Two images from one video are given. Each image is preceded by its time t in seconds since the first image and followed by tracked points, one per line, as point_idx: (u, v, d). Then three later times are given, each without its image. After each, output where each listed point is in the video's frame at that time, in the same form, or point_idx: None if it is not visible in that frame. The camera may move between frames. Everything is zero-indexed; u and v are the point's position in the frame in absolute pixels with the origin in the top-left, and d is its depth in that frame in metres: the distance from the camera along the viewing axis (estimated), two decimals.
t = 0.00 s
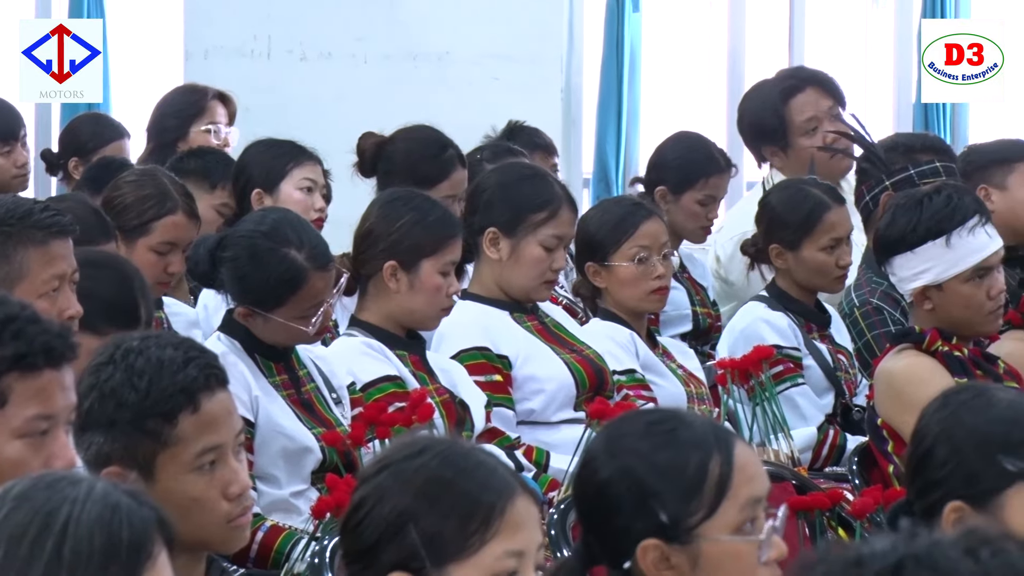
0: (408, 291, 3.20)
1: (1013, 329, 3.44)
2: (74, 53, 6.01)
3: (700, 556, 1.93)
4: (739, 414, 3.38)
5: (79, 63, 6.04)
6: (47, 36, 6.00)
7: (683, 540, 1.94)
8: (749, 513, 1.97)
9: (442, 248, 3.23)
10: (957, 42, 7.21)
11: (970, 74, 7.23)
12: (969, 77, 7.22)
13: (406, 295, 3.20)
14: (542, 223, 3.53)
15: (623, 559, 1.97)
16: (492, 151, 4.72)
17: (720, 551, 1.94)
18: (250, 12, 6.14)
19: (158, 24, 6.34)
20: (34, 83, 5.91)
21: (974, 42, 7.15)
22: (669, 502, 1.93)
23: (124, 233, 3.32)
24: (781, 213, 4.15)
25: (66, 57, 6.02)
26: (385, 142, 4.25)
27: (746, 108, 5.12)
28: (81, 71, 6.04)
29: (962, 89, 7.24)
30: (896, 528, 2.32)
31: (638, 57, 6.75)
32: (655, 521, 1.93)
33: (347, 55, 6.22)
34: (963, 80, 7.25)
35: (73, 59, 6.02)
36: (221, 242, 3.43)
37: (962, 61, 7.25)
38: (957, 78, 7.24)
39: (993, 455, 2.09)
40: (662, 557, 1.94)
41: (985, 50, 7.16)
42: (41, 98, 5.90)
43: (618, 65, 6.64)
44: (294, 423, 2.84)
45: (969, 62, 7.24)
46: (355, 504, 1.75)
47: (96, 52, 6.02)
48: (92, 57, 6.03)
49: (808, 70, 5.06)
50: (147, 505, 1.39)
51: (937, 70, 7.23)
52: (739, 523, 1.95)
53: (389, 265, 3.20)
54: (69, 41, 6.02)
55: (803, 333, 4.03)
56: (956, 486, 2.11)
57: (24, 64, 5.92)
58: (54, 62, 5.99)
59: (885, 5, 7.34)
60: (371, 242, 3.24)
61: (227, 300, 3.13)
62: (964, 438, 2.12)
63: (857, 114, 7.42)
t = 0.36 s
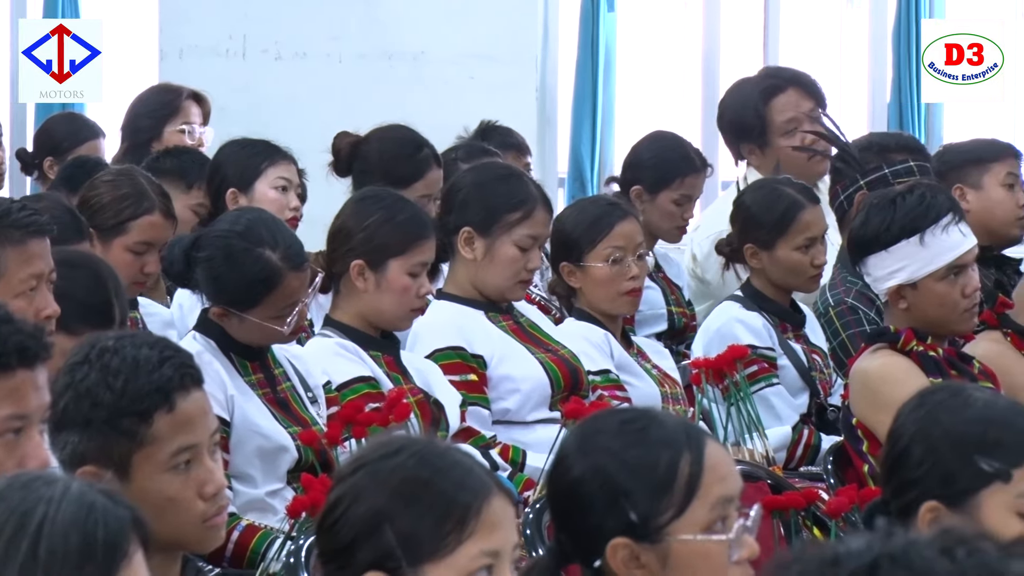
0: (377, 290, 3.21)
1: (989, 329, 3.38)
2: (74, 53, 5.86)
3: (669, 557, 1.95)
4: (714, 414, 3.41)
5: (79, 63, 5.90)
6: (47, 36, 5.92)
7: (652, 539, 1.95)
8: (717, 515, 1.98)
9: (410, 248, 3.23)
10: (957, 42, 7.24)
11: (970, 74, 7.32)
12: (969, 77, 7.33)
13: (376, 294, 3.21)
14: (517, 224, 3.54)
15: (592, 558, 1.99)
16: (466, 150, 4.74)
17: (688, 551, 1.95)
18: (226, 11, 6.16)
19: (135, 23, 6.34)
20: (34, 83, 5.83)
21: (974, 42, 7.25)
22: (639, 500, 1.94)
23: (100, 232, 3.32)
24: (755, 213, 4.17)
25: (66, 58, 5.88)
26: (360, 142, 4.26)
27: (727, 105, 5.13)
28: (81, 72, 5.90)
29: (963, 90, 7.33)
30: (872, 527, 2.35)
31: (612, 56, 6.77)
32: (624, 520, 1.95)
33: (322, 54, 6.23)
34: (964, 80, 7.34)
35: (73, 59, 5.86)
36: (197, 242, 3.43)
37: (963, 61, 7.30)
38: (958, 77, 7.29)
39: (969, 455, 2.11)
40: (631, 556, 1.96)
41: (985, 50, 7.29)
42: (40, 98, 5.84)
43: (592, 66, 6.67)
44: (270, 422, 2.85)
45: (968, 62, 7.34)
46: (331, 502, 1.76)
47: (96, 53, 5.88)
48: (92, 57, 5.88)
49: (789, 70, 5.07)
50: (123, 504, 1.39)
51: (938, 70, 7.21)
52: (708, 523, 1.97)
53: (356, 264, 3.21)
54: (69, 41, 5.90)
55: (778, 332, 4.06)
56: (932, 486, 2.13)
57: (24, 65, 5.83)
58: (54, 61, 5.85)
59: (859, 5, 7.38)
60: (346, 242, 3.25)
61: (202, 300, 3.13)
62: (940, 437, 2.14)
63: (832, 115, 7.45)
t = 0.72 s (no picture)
0: (351, 290, 3.21)
1: (974, 333, 3.36)
2: (73, 53, 5.84)
3: (642, 557, 1.95)
4: (693, 414, 3.40)
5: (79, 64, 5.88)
6: (47, 36, 5.87)
7: (624, 539, 1.95)
8: (691, 514, 1.98)
9: (385, 249, 3.23)
10: (957, 42, 7.43)
11: (970, 74, 7.48)
12: (969, 77, 7.49)
13: (351, 295, 3.21)
14: (496, 224, 3.55)
15: (566, 557, 2.00)
16: (444, 150, 4.74)
17: (660, 551, 1.95)
18: (204, 11, 6.15)
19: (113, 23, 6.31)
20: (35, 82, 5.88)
21: (974, 42, 7.44)
22: (614, 498, 1.95)
23: (78, 231, 3.30)
24: (734, 213, 4.19)
25: (66, 57, 5.86)
26: (340, 141, 4.26)
27: (707, 103, 5.16)
28: (81, 71, 5.87)
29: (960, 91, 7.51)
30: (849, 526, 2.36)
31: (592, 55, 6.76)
32: (599, 518, 1.95)
33: (301, 54, 6.23)
34: (963, 80, 7.49)
35: (73, 59, 5.85)
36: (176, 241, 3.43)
37: (962, 61, 7.46)
38: (958, 77, 7.46)
39: (947, 455, 2.13)
40: (604, 555, 1.97)
41: (985, 50, 7.47)
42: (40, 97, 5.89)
43: (571, 66, 6.69)
44: (249, 422, 2.85)
45: (968, 63, 7.48)
46: (311, 502, 1.77)
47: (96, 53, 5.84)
48: (92, 57, 5.85)
49: (772, 71, 5.08)
50: (102, 505, 1.39)
51: (937, 70, 7.34)
52: (682, 523, 1.97)
53: (329, 265, 3.22)
54: (69, 41, 5.85)
55: (756, 332, 4.07)
56: (911, 486, 2.15)
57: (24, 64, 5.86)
58: (54, 61, 5.87)
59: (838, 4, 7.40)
60: (326, 242, 3.25)
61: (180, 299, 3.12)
62: (919, 437, 2.15)
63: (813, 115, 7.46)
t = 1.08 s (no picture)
0: (328, 290, 3.21)
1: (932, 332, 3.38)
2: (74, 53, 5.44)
3: (611, 554, 1.95)
4: (670, 414, 3.44)
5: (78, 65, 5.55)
6: (47, 36, 5.48)
7: (594, 536, 1.96)
8: (660, 514, 1.97)
9: (362, 249, 3.22)
10: (957, 41, 6.87)
11: (970, 74, 6.92)
12: (969, 77, 6.91)
13: (327, 294, 3.21)
14: (472, 224, 3.55)
15: (540, 554, 2.01)
16: (420, 150, 4.75)
17: (628, 550, 1.95)
18: (179, 12, 6.14)
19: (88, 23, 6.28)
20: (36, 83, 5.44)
21: (974, 42, 6.86)
22: (587, 496, 1.96)
23: (55, 231, 3.29)
24: (710, 212, 4.20)
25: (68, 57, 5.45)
26: (318, 141, 4.26)
27: (686, 101, 5.17)
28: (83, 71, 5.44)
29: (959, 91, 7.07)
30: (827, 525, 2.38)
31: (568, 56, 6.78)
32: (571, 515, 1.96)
33: (278, 54, 6.23)
34: (963, 80, 6.92)
35: (75, 59, 5.44)
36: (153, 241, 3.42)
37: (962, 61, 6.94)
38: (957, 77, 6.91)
39: (924, 455, 2.15)
40: (573, 552, 1.97)
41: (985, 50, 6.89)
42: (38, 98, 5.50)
43: (548, 66, 6.69)
44: (226, 421, 2.85)
45: (968, 62, 6.94)
46: (289, 502, 1.77)
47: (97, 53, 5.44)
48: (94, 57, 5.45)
49: (750, 71, 5.12)
50: (80, 504, 1.39)
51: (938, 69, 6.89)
52: (650, 523, 1.96)
53: (307, 264, 3.22)
54: (70, 40, 5.47)
55: (733, 332, 4.09)
56: (888, 486, 2.16)
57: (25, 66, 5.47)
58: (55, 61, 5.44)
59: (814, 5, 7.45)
60: (304, 241, 3.25)
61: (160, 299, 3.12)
62: (896, 437, 2.17)
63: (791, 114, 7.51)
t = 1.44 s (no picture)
0: (304, 290, 3.21)
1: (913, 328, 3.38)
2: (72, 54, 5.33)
3: (588, 553, 1.96)
4: (647, 415, 3.43)
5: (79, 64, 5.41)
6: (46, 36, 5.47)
7: (570, 536, 1.97)
8: (637, 514, 1.98)
9: (339, 249, 3.23)
10: (957, 42, 7.32)
11: (971, 74, 7.36)
12: (969, 77, 7.36)
13: (303, 294, 3.21)
14: (445, 223, 3.56)
15: (517, 554, 2.03)
16: (396, 150, 4.75)
17: (606, 549, 1.96)
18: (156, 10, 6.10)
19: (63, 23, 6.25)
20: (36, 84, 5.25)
21: (974, 42, 7.29)
22: (563, 495, 1.97)
23: (31, 231, 3.28)
24: (686, 212, 4.22)
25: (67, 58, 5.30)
26: (293, 141, 4.26)
27: (666, 99, 5.18)
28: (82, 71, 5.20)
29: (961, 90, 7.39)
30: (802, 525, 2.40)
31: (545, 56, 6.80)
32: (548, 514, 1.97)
33: (253, 54, 6.22)
34: (963, 80, 7.37)
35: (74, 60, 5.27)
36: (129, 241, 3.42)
37: (962, 61, 7.36)
38: (957, 78, 7.36)
39: (900, 455, 2.16)
40: (550, 551, 1.99)
41: (985, 50, 7.32)
42: (39, 98, 5.25)
43: (524, 65, 6.70)
44: (202, 422, 2.86)
45: (969, 62, 7.37)
46: (265, 502, 1.78)
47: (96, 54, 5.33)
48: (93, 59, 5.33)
49: (729, 71, 5.14)
50: (56, 504, 1.40)
51: (937, 69, 7.38)
52: (627, 522, 1.97)
53: (283, 264, 3.22)
54: (69, 41, 5.48)
55: (708, 332, 4.12)
56: (864, 486, 2.18)
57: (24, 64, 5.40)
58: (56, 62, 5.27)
59: (790, 5, 7.46)
60: (279, 241, 3.25)
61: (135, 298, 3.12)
62: (871, 437, 2.19)
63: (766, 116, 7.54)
